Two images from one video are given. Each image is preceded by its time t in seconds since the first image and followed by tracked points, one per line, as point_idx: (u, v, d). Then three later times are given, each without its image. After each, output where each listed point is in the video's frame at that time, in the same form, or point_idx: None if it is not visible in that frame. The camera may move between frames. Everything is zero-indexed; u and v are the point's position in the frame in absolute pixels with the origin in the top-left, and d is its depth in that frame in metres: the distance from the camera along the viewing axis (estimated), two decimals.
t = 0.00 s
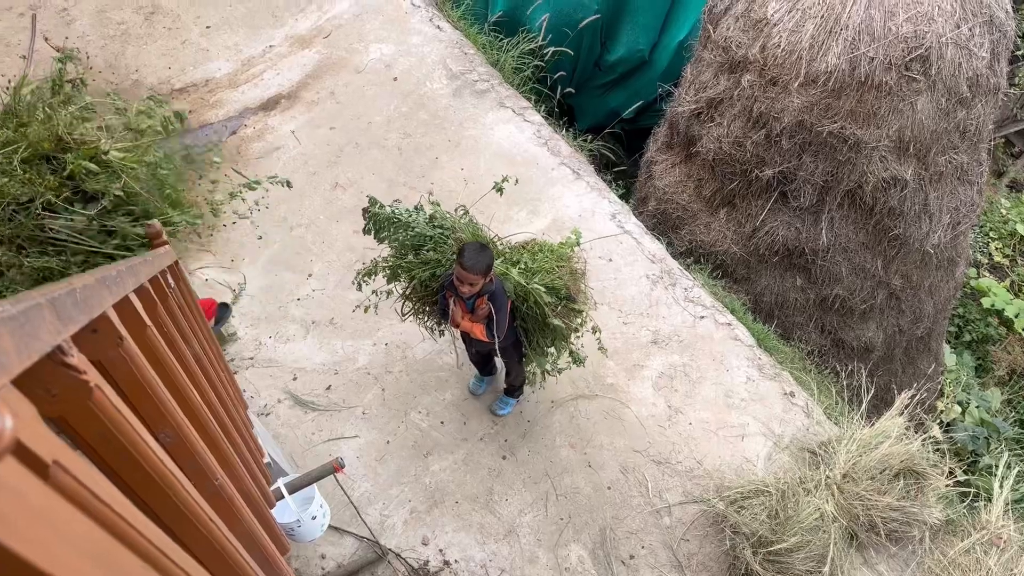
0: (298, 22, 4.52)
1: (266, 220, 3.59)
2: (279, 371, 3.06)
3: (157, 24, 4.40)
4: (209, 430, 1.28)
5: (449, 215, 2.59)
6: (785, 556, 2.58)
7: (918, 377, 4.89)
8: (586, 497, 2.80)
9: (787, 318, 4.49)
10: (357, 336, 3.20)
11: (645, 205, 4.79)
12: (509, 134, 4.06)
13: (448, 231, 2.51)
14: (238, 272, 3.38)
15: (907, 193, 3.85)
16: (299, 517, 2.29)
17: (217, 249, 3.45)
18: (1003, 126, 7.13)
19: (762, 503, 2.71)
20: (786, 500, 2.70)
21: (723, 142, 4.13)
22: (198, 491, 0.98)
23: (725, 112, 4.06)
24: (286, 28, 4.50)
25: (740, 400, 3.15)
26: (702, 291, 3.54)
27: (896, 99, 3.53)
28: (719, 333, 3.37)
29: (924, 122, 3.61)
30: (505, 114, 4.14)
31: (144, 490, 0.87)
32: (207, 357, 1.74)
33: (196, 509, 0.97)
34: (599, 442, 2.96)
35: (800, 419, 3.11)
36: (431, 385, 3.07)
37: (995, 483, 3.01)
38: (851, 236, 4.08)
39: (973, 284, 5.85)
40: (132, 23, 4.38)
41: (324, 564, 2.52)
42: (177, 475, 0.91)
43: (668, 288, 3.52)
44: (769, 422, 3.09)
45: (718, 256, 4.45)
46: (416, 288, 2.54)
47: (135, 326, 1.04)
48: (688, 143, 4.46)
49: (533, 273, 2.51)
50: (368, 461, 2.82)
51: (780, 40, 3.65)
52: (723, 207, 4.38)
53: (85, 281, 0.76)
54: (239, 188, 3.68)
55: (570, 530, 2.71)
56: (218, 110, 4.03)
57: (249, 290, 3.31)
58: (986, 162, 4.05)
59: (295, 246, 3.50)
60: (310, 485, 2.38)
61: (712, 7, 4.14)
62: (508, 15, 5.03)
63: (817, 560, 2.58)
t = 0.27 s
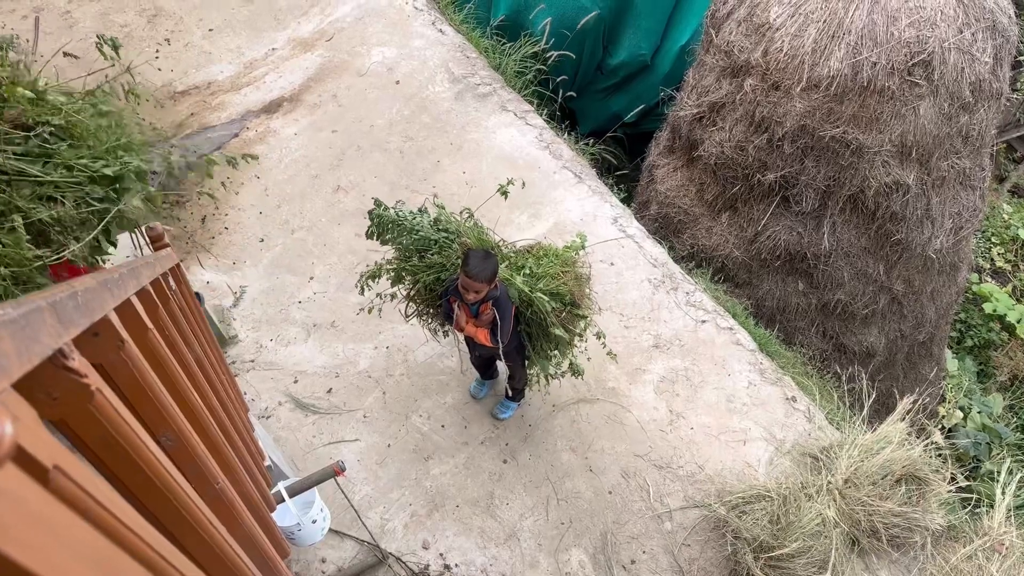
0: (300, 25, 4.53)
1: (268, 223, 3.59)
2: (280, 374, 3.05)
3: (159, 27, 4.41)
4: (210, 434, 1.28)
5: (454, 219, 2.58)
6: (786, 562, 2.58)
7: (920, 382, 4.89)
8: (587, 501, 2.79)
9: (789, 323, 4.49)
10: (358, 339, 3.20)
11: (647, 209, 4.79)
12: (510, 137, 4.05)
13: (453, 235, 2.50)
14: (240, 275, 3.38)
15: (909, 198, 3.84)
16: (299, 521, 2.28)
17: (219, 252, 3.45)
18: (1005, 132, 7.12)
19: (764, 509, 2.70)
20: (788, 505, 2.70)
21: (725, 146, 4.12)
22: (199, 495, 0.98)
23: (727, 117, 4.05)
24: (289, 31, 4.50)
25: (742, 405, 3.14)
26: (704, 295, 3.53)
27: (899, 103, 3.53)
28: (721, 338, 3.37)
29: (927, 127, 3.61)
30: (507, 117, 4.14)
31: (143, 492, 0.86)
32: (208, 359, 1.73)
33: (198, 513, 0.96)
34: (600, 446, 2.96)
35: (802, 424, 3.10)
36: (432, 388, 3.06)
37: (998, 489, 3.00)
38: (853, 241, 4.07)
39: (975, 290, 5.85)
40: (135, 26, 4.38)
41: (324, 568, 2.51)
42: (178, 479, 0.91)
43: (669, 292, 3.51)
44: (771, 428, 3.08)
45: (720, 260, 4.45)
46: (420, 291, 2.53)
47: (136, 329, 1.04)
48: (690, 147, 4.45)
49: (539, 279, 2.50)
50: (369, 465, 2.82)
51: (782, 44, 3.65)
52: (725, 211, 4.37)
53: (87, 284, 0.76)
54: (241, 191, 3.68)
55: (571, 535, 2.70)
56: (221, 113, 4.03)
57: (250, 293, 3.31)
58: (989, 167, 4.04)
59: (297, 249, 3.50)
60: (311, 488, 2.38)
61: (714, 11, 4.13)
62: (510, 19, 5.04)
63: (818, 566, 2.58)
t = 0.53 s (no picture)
0: (303, 28, 4.53)
1: (270, 225, 3.58)
2: (281, 376, 3.05)
3: (162, 29, 4.41)
4: (212, 437, 1.27)
5: (466, 220, 2.58)
6: (786, 568, 2.58)
7: (921, 388, 4.88)
8: (588, 506, 2.79)
9: (791, 328, 4.48)
10: (359, 342, 3.19)
11: (649, 213, 4.79)
12: (512, 141, 4.05)
13: (463, 236, 2.50)
14: (242, 277, 3.37)
15: (912, 203, 3.84)
16: (299, 524, 2.28)
17: (220, 254, 3.45)
18: (1008, 137, 7.11)
19: (765, 514, 2.69)
20: (790, 511, 2.68)
21: (727, 151, 4.12)
22: (200, 500, 0.97)
23: (730, 121, 4.05)
24: (292, 33, 4.50)
25: (744, 410, 3.14)
26: (706, 299, 3.52)
27: (902, 109, 3.52)
28: (722, 343, 3.36)
29: (930, 132, 3.61)
30: (510, 120, 4.14)
31: (144, 496, 0.86)
32: (209, 361, 1.73)
33: (199, 517, 0.96)
34: (601, 450, 2.95)
35: (804, 429, 3.09)
36: (433, 391, 3.06)
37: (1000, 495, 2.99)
38: (856, 246, 4.07)
39: (978, 295, 5.84)
40: (138, 28, 4.38)
41: (324, 571, 2.51)
42: (179, 484, 0.90)
43: (671, 296, 3.50)
44: (773, 433, 3.07)
45: (721, 264, 4.45)
46: (425, 288, 2.53)
47: (137, 332, 1.03)
48: (693, 151, 4.45)
49: (546, 288, 2.50)
50: (369, 468, 2.81)
51: (785, 49, 3.65)
52: (727, 216, 4.37)
53: (89, 287, 0.75)
54: (243, 193, 3.68)
55: (572, 539, 2.70)
56: (223, 115, 4.03)
57: (252, 295, 3.31)
58: (992, 173, 4.04)
59: (299, 252, 3.49)
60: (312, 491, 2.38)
61: (716, 16, 4.12)
62: (512, 22, 5.01)
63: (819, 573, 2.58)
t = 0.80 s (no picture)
0: (308, 31, 4.53)
1: (273, 228, 3.59)
2: (283, 379, 3.05)
3: (167, 31, 4.41)
4: (213, 440, 1.27)
5: (478, 220, 2.56)
6: None
7: (924, 396, 4.88)
8: (589, 512, 2.78)
9: (793, 334, 4.47)
10: (361, 345, 3.19)
11: (652, 219, 4.79)
12: (516, 145, 4.05)
13: (473, 238, 2.49)
14: (244, 280, 3.37)
15: (915, 211, 3.83)
16: (299, 527, 2.27)
17: (223, 256, 3.45)
18: (1011, 145, 7.12)
19: (767, 522, 2.70)
20: (791, 518, 2.69)
21: (730, 156, 4.12)
22: (202, 503, 0.97)
23: (733, 127, 4.05)
24: (297, 37, 4.51)
25: (746, 417, 3.13)
26: (708, 305, 3.52)
27: (906, 116, 3.52)
28: (725, 349, 3.35)
29: (933, 140, 3.60)
30: (514, 125, 4.14)
31: (146, 499, 0.85)
32: (210, 363, 1.72)
33: (200, 521, 0.96)
34: (603, 456, 2.94)
35: (806, 436, 3.08)
36: (434, 395, 3.05)
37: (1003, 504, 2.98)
38: (858, 252, 4.06)
39: (980, 303, 5.84)
40: (143, 30, 4.39)
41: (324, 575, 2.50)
42: (181, 487, 0.90)
43: (674, 302, 3.50)
44: (775, 440, 3.07)
45: (724, 270, 4.44)
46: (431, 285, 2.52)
47: (140, 333, 1.03)
48: (696, 157, 4.45)
49: (551, 297, 2.50)
50: (370, 472, 2.80)
51: (790, 56, 3.65)
52: (730, 222, 4.37)
53: (93, 290, 0.75)
54: (246, 196, 3.69)
55: (573, 545, 2.69)
56: (227, 118, 4.04)
57: (254, 298, 3.31)
58: (995, 181, 4.04)
59: (301, 255, 3.49)
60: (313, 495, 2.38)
61: (720, 23, 4.13)
62: (516, 27, 4.98)
63: None
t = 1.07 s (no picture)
0: (314, 36, 4.55)
1: (277, 232, 3.59)
2: (285, 383, 3.05)
3: (173, 35, 4.43)
4: (214, 443, 1.26)
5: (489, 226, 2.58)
6: None
7: (926, 407, 4.86)
8: (590, 519, 2.78)
9: (796, 343, 4.47)
10: (363, 350, 3.19)
11: (655, 226, 4.79)
12: (519, 152, 4.05)
13: (482, 243, 2.51)
14: (247, 284, 3.38)
15: (919, 221, 3.83)
16: (299, 533, 2.27)
17: (226, 260, 3.46)
18: (1015, 155, 7.12)
19: (769, 531, 2.69)
20: (793, 527, 2.69)
21: (734, 165, 4.12)
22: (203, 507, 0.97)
23: (737, 135, 4.05)
24: (302, 42, 4.52)
25: (748, 426, 3.12)
26: (710, 314, 3.51)
27: (910, 126, 3.52)
28: (727, 357, 3.35)
29: (938, 150, 3.60)
30: (518, 132, 4.14)
31: (148, 502, 0.85)
32: (213, 366, 1.72)
33: (201, 524, 0.95)
34: (604, 464, 2.94)
35: (808, 445, 3.07)
36: (436, 401, 3.05)
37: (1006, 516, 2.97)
38: (862, 262, 4.06)
39: (984, 313, 5.83)
40: (149, 34, 4.41)
41: None
42: (183, 491, 0.90)
43: (676, 310, 3.49)
44: (777, 449, 3.06)
45: (727, 278, 4.44)
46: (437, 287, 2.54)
47: (143, 336, 1.03)
48: (699, 165, 4.45)
49: (556, 308, 2.50)
50: (372, 477, 2.80)
51: (794, 65, 3.65)
52: (733, 230, 4.37)
53: (97, 292, 0.75)
54: (250, 200, 3.69)
55: (574, 553, 2.69)
56: (232, 122, 4.05)
57: (257, 302, 3.31)
58: (999, 192, 4.03)
59: (304, 259, 3.50)
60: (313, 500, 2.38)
61: (725, 31, 4.13)
62: (521, 35, 5.02)
63: None
